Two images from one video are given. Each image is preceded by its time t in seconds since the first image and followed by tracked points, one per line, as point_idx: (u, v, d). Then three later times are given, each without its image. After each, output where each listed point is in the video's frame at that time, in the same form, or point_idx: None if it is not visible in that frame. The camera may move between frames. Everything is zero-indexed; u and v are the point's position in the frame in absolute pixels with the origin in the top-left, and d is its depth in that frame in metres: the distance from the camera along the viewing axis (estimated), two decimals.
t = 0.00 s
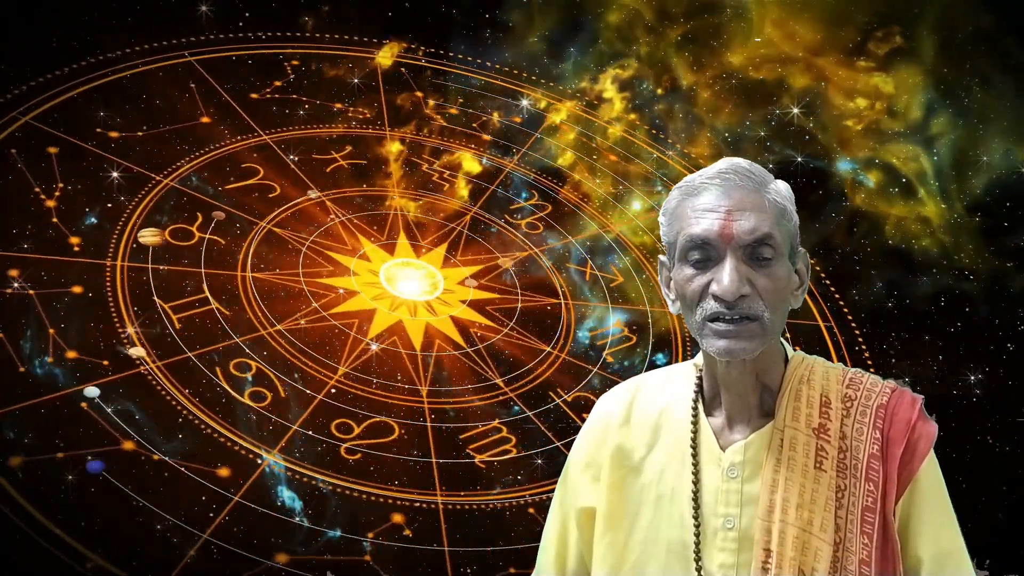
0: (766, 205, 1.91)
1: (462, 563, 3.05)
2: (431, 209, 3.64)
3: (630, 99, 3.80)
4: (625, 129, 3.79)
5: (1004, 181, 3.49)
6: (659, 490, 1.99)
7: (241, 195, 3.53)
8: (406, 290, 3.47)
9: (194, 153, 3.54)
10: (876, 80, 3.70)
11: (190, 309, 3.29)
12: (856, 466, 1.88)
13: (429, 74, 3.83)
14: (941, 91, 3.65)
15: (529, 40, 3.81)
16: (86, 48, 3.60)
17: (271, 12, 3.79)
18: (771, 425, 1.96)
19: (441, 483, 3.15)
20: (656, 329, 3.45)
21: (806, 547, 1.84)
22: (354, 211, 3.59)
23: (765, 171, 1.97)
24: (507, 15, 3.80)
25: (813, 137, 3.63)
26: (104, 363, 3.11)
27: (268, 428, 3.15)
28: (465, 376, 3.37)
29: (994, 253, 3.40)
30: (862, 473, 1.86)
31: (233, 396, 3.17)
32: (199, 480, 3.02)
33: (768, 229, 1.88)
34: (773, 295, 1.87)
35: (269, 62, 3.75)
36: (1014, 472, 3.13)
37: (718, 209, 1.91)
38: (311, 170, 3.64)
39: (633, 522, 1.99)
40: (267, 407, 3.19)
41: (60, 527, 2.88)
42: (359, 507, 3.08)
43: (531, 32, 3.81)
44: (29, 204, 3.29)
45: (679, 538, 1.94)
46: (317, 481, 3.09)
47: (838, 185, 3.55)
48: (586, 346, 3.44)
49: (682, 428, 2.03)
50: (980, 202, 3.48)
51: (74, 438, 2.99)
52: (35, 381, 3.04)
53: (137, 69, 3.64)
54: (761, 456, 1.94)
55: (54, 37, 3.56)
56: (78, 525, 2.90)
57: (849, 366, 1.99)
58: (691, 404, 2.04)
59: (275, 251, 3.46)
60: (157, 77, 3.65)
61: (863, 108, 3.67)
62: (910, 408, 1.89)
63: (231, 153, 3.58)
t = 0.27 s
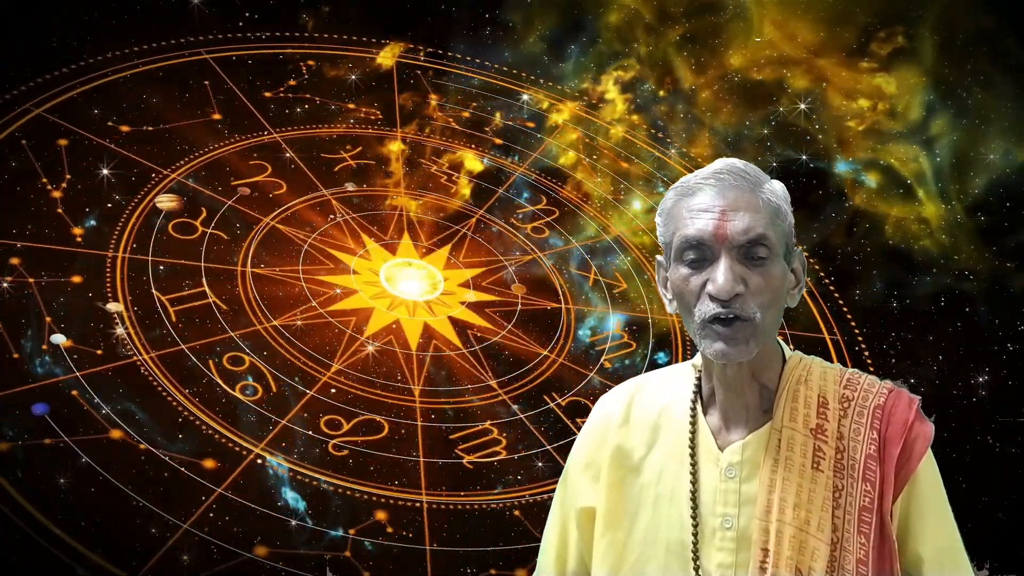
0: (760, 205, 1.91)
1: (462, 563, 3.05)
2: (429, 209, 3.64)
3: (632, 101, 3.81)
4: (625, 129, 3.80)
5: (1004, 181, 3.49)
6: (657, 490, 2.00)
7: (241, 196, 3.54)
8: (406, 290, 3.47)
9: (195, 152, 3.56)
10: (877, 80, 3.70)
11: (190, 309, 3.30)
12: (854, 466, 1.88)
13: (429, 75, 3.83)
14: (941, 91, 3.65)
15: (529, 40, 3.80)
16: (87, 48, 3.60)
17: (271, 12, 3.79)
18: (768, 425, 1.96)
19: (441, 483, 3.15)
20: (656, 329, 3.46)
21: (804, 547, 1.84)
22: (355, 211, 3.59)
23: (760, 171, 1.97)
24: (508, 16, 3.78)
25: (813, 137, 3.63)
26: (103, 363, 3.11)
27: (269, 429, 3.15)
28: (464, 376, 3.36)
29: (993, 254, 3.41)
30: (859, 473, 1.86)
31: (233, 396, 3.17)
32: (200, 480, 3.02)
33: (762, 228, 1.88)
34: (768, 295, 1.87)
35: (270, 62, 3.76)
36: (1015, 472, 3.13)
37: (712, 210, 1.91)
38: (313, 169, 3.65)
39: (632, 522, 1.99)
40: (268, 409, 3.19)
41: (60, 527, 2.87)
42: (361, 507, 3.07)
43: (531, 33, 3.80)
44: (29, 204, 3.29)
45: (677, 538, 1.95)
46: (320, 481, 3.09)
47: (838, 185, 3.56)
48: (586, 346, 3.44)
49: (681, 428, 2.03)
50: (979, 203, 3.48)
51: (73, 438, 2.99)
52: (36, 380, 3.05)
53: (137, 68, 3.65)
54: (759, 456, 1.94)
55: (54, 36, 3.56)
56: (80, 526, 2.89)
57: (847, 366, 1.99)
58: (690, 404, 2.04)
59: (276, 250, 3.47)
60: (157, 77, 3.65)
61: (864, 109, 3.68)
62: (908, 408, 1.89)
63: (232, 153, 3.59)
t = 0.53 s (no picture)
0: (757, 205, 1.91)
1: (462, 562, 3.06)
2: (429, 209, 3.64)
3: (634, 103, 3.80)
4: (626, 129, 3.80)
5: (1004, 181, 3.49)
6: (657, 490, 2.00)
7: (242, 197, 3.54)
8: (406, 290, 3.47)
9: (197, 151, 3.57)
10: (877, 80, 3.70)
11: (190, 309, 3.30)
12: (853, 466, 1.88)
13: (429, 75, 3.82)
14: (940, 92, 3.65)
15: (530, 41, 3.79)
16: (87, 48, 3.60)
17: (272, 12, 3.77)
18: (768, 425, 1.96)
19: (441, 483, 3.16)
20: (656, 329, 3.46)
21: (803, 546, 1.85)
22: (355, 211, 3.59)
23: (758, 170, 1.97)
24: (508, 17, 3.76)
25: (813, 137, 3.63)
26: (103, 362, 3.11)
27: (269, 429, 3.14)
28: (462, 375, 3.36)
29: (993, 254, 3.41)
30: (858, 472, 1.87)
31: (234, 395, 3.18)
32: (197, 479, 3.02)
33: (760, 229, 1.89)
34: (766, 295, 1.87)
35: (270, 62, 3.76)
36: (1015, 472, 3.14)
37: (710, 210, 1.91)
38: (312, 169, 3.66)
39: (632, 522, 1.99)
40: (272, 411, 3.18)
41: (60, 527, 2.88)
42: (361, 507, 3.08)
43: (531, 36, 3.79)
44: (31, 205, 3.30)
45: (678, 538, 1.95)
46: (323, 482, 3.10)
47: (837, 185, 3.56)
48: (587, 344, 3.45)
49: (681, 428, 2.03)
50: (980, 203, 3.48)
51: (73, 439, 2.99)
52: (36, 376, 3.06)
53: (137, 69, 3.64)
54: (758, 456, 1.94)
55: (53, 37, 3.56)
56: (77, 525, 2.90)
57: (845, 366, 1.99)
58: (689, 404, 2.04)
59: (276, 251, 3.48)
60: (157, 77, 3.65)
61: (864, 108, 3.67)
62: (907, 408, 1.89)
63: (232, 153, 3.60)
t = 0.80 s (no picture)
0: (756, 207, 1.91)
1: (460, 562, 3.01)
2: (429, 209, 3.64)
3: (636, 104, 3.82)
4: (627, 130, 3.80)
5: (1004, 181, 3.50)
6: (657, 490, 2.00)
7: (242, 197, 3.53)
8: (405, 290, 3.46)
9: (200, 151, 3.56)
10: (876, 80, 3.71)
11: (190, 309, 3.29)
12: (853, 466, 1.88)
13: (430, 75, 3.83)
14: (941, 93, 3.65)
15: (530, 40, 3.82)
16: (89, 49, 3.61)
17: (273, 13, 3.79)
18: (768, 426, 1.96)
19: (441, 483, 3.13)
20: (657, 328, 3.45)
21: (804, 546, 1.84)
22: (355, 211, 3.59)
23: (756, 172, 1.97)
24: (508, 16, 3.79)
25: (813, 138, 3.64)
26: (104, 363, 3.10)
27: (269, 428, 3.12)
28: (460, 376, 3.34)
29: (993, 254, 3.41)
30: (859, 473, 1.87)
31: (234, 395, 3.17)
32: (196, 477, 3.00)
33: (758, 231, 1.89)
34: (764, 296, 1.87)
35: (270, 62, 3.76)
36: (1015, 472, 3.12)
37: (708, 212, 1.91)
38: (313, 169, 3.65)
39: (632, 522, 1.99)
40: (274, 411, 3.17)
41: (60, 527, 2.87)
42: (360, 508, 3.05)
43: (531, 35, 3.81)
44: (31, 204, 3.30)
45: (677, 538, 1.95)
46: (324, 482, 3.07)
47: (837, 185, 3.56)
48: (590, 343, 3.44)
49: (681, 428, 2.03)
50: (980, 203, 3.48)
51: (73, 438, 2.98)
52: (36, 378, 3.05)
53: (138, 69, 3.65)
54: (759, 457, 1.94)
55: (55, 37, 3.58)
56: (76, 526, 2.88)
57: (845, 366, 1.99)
58: (689, 404, 2.04)
59: (276, 251, 3.46)
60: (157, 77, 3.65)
61: (864, 108, 3.68)
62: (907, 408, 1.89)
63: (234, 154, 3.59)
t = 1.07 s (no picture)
0: (755, 208, 1.91)
1: (460, 561, 3.00)
2: (433, 208, 3.64)
3: (638, 106, 3.81)
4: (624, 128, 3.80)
5: (1004, 182, 3.51)
6: (658, 489, 2.00)
7: (243, 196, 3.50)
8: (405, 289, 3.45)
9: (200, 151, 3.54)
10: (879, 79, 3.73)
11: (189, 306, 3.23)
12: (855, 465, 1.89)
13: (431, 75, 3.84)
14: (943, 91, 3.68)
15: (530, 41, 3.83)
16: (89, 49, 3.61)
17: (271, 14, 3.81)
18: (768, 426, 1.96)
19: (442, 483, 3.09)
20: (656, 326, 3.46)
21: (806, 546, 1.85)
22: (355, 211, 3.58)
23: (755, 173, 1.97)
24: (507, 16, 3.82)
25: (812, 138, 3.65)
26: (106, 364, 3.04)
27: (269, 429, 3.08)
28: (457, 377, 3.31)
29: (993, 254, 3.41)
30: (860, 472, 1.87)
31: (233, 395, 3.11)
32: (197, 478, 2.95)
33: (757, 231, 1.89)
34: (763, 296, 1.87)
35: (270, 61, 3.75)
36: (1015, 472, 3.12)
37: (707, 213, 1.91)
38: (313, 170, 3.64)
39: (633, 523, 1.99)
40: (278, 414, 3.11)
41: (61, 527, 2.80)
42: (363, 510, 3.01)
43: (530, 35, 3.84)
44: (30, 203, 3.26)
45: (679, 537, 1.95)
46: (326, 483, 3.04)
47: (837, 185, 3.56)
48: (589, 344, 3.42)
49: (681, 427, 2.04)
50: (979, 203, 3.49)
51: (72, 438, 2.91)
52: (37, 380, 2.97)
53: (137, 69, 3.65)
54: (760, 457, 1.94)
55: (54, 38, 3.58)
56: (74, 527, 2.81)
57: (845, 366, 2.00)
58: (689, 404, 2.04)
59: (275, 251, 3.43)
60: (155, 77, 3.64)
61: (864, 108, 3.70)
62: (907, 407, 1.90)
63: (237, 154, 3.57)
